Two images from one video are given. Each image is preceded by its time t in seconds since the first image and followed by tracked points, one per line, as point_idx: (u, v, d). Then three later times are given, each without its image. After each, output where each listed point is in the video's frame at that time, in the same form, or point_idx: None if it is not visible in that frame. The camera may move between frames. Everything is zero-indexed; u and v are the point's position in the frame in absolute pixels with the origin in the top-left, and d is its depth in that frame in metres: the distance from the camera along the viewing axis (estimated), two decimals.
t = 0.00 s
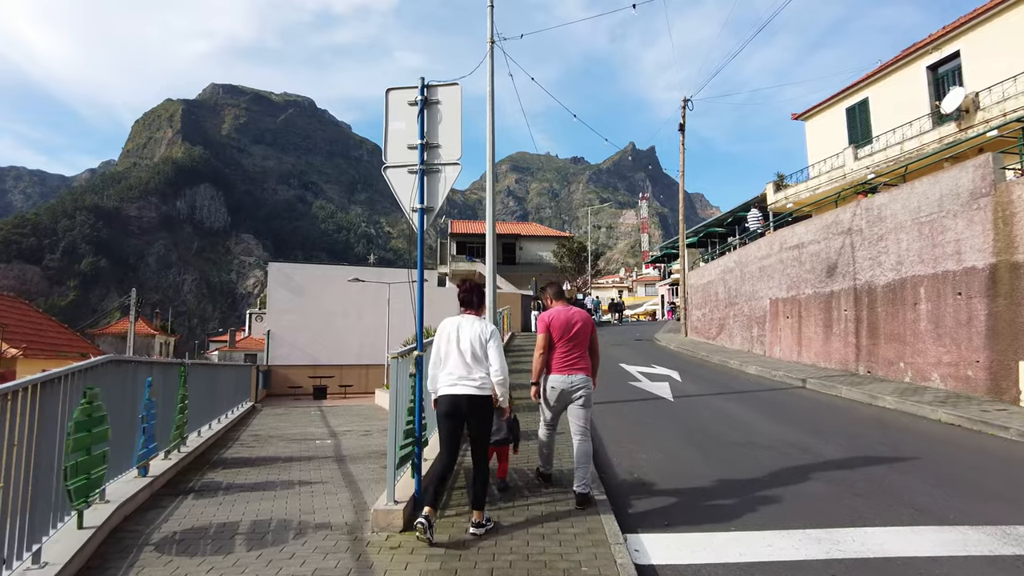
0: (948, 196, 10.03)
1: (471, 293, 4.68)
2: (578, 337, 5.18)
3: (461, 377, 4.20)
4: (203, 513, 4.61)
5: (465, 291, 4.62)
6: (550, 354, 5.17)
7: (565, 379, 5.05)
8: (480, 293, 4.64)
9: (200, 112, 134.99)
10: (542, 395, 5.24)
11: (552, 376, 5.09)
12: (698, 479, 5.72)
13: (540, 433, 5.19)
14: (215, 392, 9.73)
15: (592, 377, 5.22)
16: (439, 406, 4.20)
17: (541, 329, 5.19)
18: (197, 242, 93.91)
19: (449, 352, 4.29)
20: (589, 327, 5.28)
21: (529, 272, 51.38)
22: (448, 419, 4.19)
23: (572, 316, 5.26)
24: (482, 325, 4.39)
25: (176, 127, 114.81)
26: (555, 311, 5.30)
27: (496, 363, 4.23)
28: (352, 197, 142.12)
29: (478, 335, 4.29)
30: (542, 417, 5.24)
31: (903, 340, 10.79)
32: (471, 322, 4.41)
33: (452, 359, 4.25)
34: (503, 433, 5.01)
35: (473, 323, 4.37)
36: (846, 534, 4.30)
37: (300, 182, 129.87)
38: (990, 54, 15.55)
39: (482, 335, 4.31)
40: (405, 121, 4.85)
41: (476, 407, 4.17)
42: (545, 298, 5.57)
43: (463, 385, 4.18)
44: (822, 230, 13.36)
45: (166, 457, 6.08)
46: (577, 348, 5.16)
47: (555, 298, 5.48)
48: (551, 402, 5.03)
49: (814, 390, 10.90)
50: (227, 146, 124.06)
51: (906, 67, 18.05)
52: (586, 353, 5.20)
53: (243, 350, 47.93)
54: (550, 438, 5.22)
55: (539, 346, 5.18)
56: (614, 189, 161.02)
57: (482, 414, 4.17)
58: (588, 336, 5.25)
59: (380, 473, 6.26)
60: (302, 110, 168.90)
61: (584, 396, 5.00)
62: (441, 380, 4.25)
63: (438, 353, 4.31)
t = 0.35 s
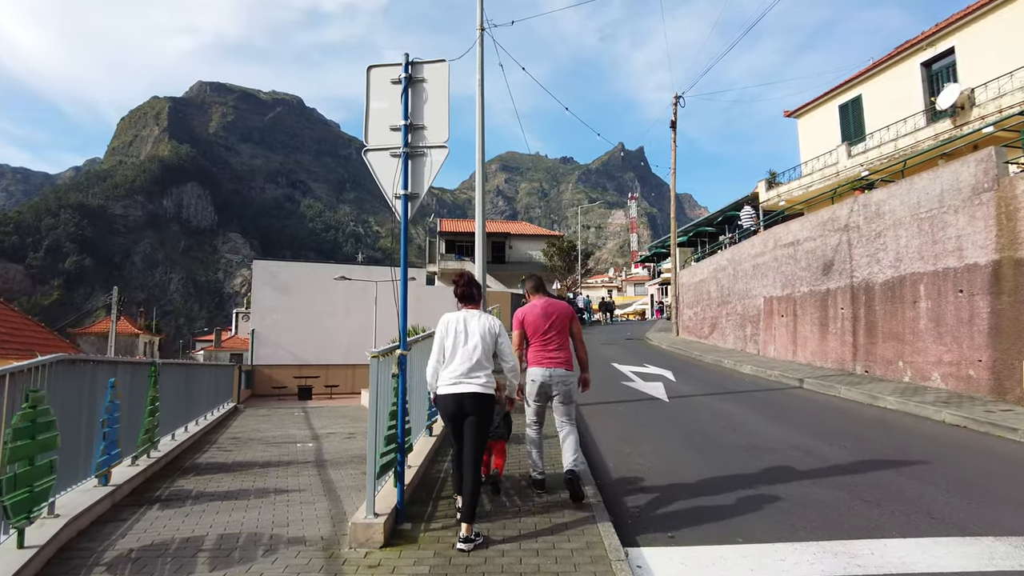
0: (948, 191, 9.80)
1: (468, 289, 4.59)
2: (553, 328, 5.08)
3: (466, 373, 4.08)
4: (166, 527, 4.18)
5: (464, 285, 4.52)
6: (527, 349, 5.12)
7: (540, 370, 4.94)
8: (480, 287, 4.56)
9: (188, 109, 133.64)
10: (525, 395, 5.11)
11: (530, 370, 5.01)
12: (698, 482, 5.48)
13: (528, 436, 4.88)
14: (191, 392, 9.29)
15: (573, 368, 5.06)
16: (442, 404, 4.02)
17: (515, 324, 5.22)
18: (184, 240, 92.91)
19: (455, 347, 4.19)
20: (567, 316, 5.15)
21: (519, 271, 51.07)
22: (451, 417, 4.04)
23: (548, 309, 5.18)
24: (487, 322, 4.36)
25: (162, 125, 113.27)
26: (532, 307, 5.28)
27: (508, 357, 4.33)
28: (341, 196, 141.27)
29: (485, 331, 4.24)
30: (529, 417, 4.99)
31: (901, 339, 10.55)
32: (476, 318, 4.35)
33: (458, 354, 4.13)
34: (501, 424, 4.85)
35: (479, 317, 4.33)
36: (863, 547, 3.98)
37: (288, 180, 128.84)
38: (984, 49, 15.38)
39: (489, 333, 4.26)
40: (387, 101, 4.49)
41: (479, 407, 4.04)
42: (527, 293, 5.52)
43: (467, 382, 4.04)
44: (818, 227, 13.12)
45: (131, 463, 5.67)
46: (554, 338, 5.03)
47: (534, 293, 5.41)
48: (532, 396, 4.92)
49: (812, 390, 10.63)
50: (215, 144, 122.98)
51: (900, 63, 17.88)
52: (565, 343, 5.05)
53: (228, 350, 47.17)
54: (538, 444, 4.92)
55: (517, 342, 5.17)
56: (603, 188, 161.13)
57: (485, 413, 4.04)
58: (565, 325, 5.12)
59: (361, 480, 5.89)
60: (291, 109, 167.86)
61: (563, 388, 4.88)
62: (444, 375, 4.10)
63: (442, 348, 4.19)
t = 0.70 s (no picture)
0: (951, 187, 9.55)
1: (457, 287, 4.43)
2: (542, 330, 4.88)
3: (464, 372, 3.96)
4: (124, 551, 3.79)
5: (451, 283, 4.35)
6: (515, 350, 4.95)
7: (528, 372, 4.75)
8: (469, 286, 4.41)
9: (175, 107, 132.22)
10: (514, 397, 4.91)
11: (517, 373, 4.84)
12: (693, 483, 5.58)
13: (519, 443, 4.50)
14: (166, 396, 8.84)
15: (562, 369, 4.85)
16: (441, 407, 3.90)
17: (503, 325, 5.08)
18: (170, 239, 91.79)
19: (449, 347, 4.05)
20: (555, 316, 4.93)
21: (509, 270, 50.73)
22: (451, 420, 3.91)
23: (535, 311, 4.98)
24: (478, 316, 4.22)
25: (148, 122, 111.89)
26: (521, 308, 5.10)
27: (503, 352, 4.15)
28: (329, 195, 140.35)
29: (478, 327, 4.10)
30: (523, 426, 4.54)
31: (902, 340, 10.31)
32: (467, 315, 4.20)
33: (453, 354, 4.00)
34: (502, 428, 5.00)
35: (469, 315, 4.18)
36: (886, 569, 3.65)
37: (276, 179, 127.77)
38: (980, 46, 15.23)
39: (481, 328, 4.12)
40: (370, 83, 4.12)
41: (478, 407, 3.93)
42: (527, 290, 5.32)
43: (465, 381, 3.93)
44: (815, 225, 12.86)
45: (96, 476, 5.27)
46: (541, 340, 4.84)
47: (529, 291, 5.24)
48: (524, 397, 4.70)
49: (811, 392, 10.37)
50: (202, 142, 121.75)
51: (894, 61, 17.71)
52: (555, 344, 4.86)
53: (213, 351, 46.46)
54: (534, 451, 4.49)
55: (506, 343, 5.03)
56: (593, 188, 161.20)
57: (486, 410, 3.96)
58: (552, 326, 4.90)
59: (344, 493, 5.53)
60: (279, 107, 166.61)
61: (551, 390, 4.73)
62: (441, 377, 3.98)
63: (436, 350, 4.04)
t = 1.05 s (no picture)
0: (961, 185, 9.24)
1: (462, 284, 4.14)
2: (555, 329, 4.72)
3: (467, 375, 3.74)
4: None
5: (457, 282, 4.07)
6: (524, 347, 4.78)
7: (536, 371, 4.59)
8: (474, 284, 4.12)
9: (168, 105, 131.43)
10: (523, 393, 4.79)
11: (526, 372, 4.66)
12: (699, 490, 5.40)
13: (522, 444, 4.41)
14: (149, 400, 8.46)
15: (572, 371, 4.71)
16: (440, 411, 3.69)
17: (514, 319, 4.90)
18: (162, 238, 91.03)
19: (450, 349, 3.82)
20: (570, 317, 4.77)
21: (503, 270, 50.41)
22: (450, 425, 3.69)
23: (549, 309, 4.82)
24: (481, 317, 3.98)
25: (140, 121, 110.95)
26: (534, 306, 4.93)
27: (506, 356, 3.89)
28: (323, 194, 139.64)
29: (480, 328, 3.87)
30: (526, 422, 4.56)
31: (909, 343, 10.03)
32: (469, 316, 3.96)
33: (454, 356, 3.78)
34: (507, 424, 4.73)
35: (472, 315, 3.94)
36: None
37: (269, 178, 127.04)
38: (982, 44, 15.01)
39: (484, 330, 3.87)
40: (360, 64, 3.79)
41: (481, 411, 3.73)
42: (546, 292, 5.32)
43: (468, 384, 3.72)
44: (818, 225, 12.60)
45: (64, 491, 4.90)
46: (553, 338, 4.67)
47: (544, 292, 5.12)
48: (531, 397, 4.59)
49: (816, 396, 10.09)
50: (194, 141, 120.91)
51: (895, 59, 17.47)
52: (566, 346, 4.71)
53: (204, 350, 46.00)
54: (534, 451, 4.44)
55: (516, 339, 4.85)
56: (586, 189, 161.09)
57: (489, 416, 3.78)
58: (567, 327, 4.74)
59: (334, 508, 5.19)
60: (272, 106, 165.68)
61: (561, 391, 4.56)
62: (444, 380, 3.75)
63: (436, 353, 3.83)
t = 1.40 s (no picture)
0: (973, 182, 8.93)
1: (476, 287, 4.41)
2: (563, 327, 4.82)
3: (475, 372, 3.88)
4: None
5: (470, 282, 4.35)
6: (532, 345, 4.94)
7: (541, 372, 4.78)
8: (486, 286, 4.40)
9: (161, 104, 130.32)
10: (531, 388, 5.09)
11: (534, 370, 4.85)
12: (707, 499, 5.10)
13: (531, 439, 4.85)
14: (129, 404, 8.08)
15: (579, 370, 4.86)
16: (447, 404, 3.85)
17: (523, 317, 5.03)
18: (154, 238, 90.18)
19: (459, 346, 3.98)
20: (577, 316, 4.87)
21: (498, 270, 50.00)
22: (454, 418, 3.83)
23: (558, 307, 4.91)
24: (491, 317, 4.17)
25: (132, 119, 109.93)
26: (544, 303, 5.01)
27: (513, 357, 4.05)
28: (316, 194, 138.79)
29: (489, 328, 4.05)
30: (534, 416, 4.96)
31: (918, 344, 9.72)
32: (480, 315, 4.15)
33: (463, 353, 3.94)
34: (507, 428, 4.89)
35: (483, 316, 4.12)
36: None
37: (263, 177, 126.18)
38: (986, 40, 14.74)
39: (494, 331, 4.05)
40: (346, 40, 3.42)
41: (487, 407, 3.86)
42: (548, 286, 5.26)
43: (475, 381, 3.86)
44: (823, 223, 12.30)
45: (27, 505, 4.52)
46: (560, 339, 4.81)
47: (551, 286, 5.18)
48: (535, 395, 4.85)
49: (823, 400, 9.77)
50: (187, 140, 119.93)
51: (897, 56, 17.21)
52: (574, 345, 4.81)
53: (195, 351, 45.32)
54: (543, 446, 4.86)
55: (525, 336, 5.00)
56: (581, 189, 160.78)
57: (492, 416, 3.88)
58: (575, 326, 4.84)
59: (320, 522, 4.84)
60: (266, 105, 164.63)
61: (565, 390, 4.69)
62: (451, 378, 3.90)
63: (444, 347, 4.02)
